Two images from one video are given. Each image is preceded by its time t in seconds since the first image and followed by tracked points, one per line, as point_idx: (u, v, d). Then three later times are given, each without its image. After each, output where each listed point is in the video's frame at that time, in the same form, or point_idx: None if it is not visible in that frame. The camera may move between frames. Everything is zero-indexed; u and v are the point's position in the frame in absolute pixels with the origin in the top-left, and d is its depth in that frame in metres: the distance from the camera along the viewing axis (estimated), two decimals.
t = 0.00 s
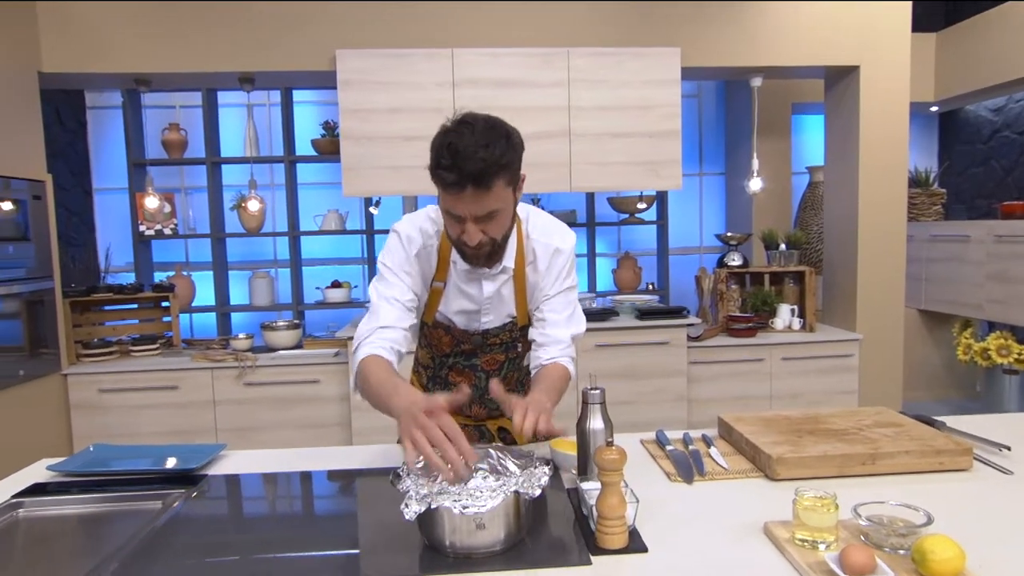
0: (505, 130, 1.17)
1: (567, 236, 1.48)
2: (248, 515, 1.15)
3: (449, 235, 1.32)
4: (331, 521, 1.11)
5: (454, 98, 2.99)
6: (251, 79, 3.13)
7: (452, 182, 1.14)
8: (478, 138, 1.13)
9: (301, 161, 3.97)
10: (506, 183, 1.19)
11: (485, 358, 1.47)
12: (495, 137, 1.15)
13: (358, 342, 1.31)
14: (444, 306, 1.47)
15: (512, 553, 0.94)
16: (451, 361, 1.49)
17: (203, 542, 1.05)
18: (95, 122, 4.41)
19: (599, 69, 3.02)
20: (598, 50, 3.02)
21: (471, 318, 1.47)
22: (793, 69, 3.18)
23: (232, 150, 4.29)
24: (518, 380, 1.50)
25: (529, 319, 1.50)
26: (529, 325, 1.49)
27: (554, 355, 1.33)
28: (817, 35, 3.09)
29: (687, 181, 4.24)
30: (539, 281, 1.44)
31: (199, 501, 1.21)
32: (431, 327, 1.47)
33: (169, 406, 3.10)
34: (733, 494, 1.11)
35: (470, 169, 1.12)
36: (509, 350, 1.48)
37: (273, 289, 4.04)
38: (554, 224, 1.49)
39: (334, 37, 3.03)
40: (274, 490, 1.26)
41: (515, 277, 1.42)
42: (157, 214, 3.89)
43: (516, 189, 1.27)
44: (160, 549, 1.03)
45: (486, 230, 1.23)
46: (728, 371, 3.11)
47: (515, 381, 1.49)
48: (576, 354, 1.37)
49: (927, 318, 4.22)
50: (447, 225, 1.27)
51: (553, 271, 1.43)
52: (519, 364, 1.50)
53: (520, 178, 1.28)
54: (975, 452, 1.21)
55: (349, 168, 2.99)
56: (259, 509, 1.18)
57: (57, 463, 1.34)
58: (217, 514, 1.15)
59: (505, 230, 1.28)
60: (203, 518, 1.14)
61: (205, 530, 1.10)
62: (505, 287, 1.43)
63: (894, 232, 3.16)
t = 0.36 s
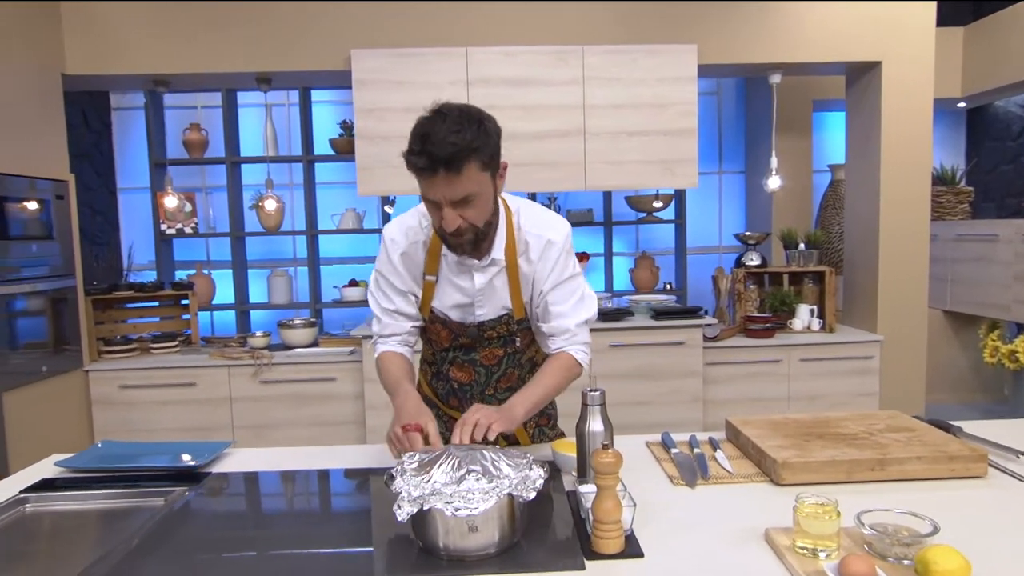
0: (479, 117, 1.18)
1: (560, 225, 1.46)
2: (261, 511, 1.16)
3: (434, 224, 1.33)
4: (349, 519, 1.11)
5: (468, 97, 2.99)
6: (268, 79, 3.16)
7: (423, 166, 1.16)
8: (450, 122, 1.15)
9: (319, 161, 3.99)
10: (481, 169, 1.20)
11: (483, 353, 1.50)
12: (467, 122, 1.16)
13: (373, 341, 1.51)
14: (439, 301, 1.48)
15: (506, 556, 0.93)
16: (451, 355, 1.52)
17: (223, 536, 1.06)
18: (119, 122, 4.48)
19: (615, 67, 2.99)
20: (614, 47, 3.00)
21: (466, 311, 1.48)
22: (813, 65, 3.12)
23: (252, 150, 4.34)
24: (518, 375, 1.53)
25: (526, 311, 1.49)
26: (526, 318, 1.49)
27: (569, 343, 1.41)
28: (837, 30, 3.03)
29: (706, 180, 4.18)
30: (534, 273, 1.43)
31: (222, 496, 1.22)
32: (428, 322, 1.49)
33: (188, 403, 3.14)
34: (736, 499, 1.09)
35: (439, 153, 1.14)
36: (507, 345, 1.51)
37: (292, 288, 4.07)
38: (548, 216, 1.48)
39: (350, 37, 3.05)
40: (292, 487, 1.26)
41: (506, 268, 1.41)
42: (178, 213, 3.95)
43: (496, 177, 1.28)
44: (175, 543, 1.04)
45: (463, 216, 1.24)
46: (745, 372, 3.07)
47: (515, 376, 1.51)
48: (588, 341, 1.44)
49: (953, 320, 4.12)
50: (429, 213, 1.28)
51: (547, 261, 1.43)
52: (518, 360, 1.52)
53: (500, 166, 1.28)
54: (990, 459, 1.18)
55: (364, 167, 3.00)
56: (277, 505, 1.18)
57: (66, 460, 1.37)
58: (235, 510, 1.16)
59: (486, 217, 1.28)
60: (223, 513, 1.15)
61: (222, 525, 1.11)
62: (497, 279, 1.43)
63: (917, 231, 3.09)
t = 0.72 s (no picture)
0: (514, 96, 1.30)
1: (561, 219, 1.49)
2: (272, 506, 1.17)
3: (438, 199, 1.34)
4: (364, 517, 1.10)
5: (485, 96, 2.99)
6: (287, 79, 3.19)
7: (461, 116, 1.23)
8: (492, 91, 1.26)
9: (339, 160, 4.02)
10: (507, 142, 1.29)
11: (485, 349, 1.51)
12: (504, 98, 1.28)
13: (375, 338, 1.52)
14: (439, 295, 1.49)
15: (503, 557, 0.92)
16: (453, 353, 1.53)
17: (246, 530, 1.07)
18: (146, 123, 4.56)
19: (632, 64, 2.97)
20: (632, 44, 2.97)
21: (467, 303, 1.49)
22: (835, 61, 3.06)
23: (273, 149, 4.39)
24: (521, 371, 1.54)
25: (526, 305, 1.50)
26: (526, 312, 1.50)
27: (570, 337, 1.41)
28: (860, 25, 2.98)
29: (728, 178, 4.11)
30: (534, 264, 1.45)
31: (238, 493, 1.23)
32: (429, 315, 1.51)
33: (209, 399, 3.19)
34: (741, 503, 1.08)
35: (481, 106, 1.22)
36: (509, 339, 1.51)
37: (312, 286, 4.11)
38: (548, 209, 1.50)
39: (367, 36, 3.06)
40: (312, 483, 1.27)
41: (507, 258, 1.44)
42: (201, 213, 4.01)
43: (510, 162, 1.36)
44: (177, 538, 1.05)
45: (481, 181, 1.28)
46: (764, 373, 3.02)
47: (518, 371, 1.52)
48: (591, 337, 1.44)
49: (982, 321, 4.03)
50: (442, 181, 1.31)
51: (546, 253, 1.44)
52: (520, 355, 1.53)
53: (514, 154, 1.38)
54: (1008, 466, 1.14)
55: (381, 166, 3.02)
56: (297, 501, 1.19)
57: (78, 455, 1.40)
58: (246, 505, 1.17)
59: (496, 196, 1.33)
60: (237, 508, 1.16)
61: (233, 520, 1.12)
62: (497, 269, 1.45)
63: (944, 230, 3.02)
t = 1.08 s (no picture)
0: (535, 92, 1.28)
1: (581, 219, 1.48)
2: (282, 503, 1.18)
3: (459, 196, 1.35)
4: (377, 514, 1.11)
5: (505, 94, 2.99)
6: (311, 79, 3.23)
7: (480, 117, 1.22)
8: (512, 88, 1.24)
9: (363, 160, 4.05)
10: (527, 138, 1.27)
11: (498, 346, 1.53)
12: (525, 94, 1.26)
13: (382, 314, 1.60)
14: (454, 286, 1.49)
15: (505, 556, 0.92)
16: (466, 348, 1.55)
17: (267, 526, 1.09)
18: (176, 125, 4.65)
19: (654, 62, 2.94)
20: (653, 41, 2.95)
21: (481, 297, 1.49)
22: (861, 57, 3.01)
23: (299, 150, 4.44)
24: (531, 371, 1.56)
25: (541, 304, 1.49)
26: (541, 310, 1.49)
27: (591, 336, 1.37)
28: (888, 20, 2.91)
29: (753, 176, 4.04)
30: (552, 262, 1.44)
31: (254, 488, 1.25)
32: (444, 308, 1.51)
33: (234, 396, 3.24)
34: (750, 506, 1.06)
35: (500, 106, 1.21)
36: (521, 338, 1.52)
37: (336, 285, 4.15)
38: (569, 209, 1.50)
39: (389, 37, 3.09)
40: (336, 480, 1.28)
41: (524, 255, 1.44)
42: (228, 212, 4.07)
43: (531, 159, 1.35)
44: (186, 532, 1.07)
45: (501, 180, 1.28)
46: (787, 375, 2.98)
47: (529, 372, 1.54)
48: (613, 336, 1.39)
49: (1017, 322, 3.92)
50: (463, 180, 1.31)
51: (566, 252, 1.44)
52: (532, 354, 1.54)
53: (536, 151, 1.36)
54: None
55: (402, 166, 3.04)
56: (321, 497, 1.20)
57: (98, 449, 1.43)
58: (260, 500, 1.19)
59: (518, 192, 1.33)
60: (253, 504, 1.18)
61: (246, 515, 1.14)
62: (513, 265, 1.45)
63: (976, 229, 2.94)
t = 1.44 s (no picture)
0: (512, 97, 1.21)
1: (593, 198, 1.50)
2: (292, 497, 1.20)
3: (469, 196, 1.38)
4: (386, 510, 1.12)
5: (526, 93, 2.98)
6: (335, 80, 3.28)
7: (456, 142, 1.21)
8: (485, 104, 1.20)
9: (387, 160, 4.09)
10: (512, 146, 1.23)
11: (518, 325, 1.50)
12: (502, 104, 1.21)
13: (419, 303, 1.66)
14: (476, 272, 1.52)
15: (509, 554, 0.92)
16: (489, 330, 1.53)
17: (284, 521, 1.10)
18: (207, 127, 4.74)
19: (677, 59, 2.92)
20: (676, 39, 2.92)
21: (500, 280, 1.51)
22: (890, 52, 2.95)
23: (325, 150, 4.50)
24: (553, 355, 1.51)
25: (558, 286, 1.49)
26: (559, 292, 1.49)
27: (631, 293, 1.50)
28: (917, 14, 2.86)
29: (781, 174, 3.98)
30: (571, 243, 1.47)
31: (271, 483, 1.27)
32: (465, 294, 1.53)
33: (259, 392, 3.30)
34: (759, 509, 1.05)
35: (471, 132, 1.18)
36: (541, 318, 1.50)
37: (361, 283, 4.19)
38: (581, 193, 1.52)
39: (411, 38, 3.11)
40: (361, 476, 1.30)
41: (541, 239, 1.46)
42: (256, 212, 4.14)
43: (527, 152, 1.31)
44: (199, 525, 1.09)
45: (494, 189, 1.28)
46: (812, 376, 2.93)
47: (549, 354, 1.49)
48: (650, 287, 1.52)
49: None
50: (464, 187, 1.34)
51: (582, 232, 1.47)
52: (552, 336, 1.50)
53: (532, 141, 1.31)
54: None
55: (424, 165, 3.06)
56: (347, 494, 1.21)
57: (120, 441, 1.47)
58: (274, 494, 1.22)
59: (517, 192, 1.32)
60: (270, 498, 1.20)
61: (259, 510, 1.15)
62: (529, 248, 1.47)
63: (1010, 227, 2.86)
